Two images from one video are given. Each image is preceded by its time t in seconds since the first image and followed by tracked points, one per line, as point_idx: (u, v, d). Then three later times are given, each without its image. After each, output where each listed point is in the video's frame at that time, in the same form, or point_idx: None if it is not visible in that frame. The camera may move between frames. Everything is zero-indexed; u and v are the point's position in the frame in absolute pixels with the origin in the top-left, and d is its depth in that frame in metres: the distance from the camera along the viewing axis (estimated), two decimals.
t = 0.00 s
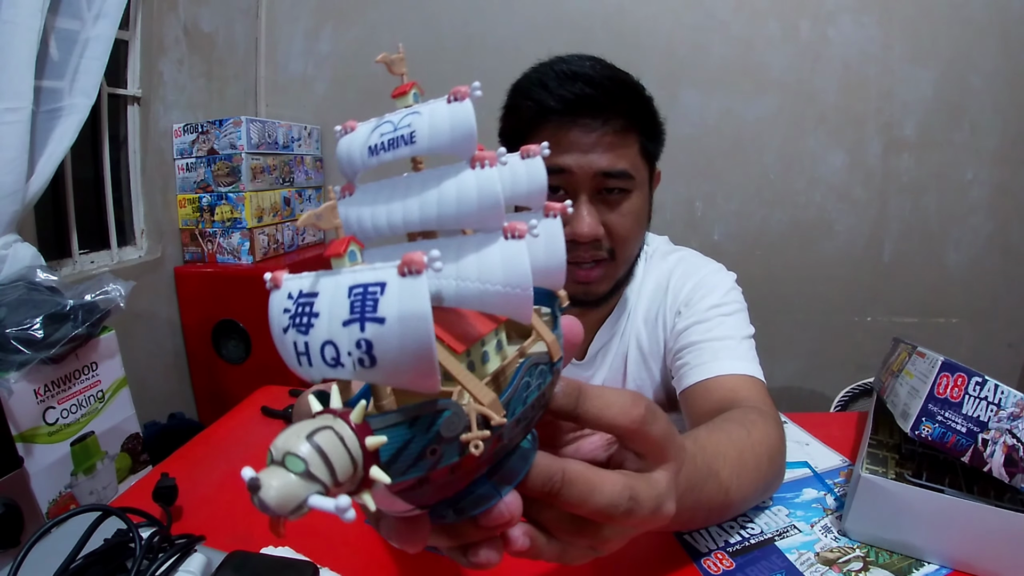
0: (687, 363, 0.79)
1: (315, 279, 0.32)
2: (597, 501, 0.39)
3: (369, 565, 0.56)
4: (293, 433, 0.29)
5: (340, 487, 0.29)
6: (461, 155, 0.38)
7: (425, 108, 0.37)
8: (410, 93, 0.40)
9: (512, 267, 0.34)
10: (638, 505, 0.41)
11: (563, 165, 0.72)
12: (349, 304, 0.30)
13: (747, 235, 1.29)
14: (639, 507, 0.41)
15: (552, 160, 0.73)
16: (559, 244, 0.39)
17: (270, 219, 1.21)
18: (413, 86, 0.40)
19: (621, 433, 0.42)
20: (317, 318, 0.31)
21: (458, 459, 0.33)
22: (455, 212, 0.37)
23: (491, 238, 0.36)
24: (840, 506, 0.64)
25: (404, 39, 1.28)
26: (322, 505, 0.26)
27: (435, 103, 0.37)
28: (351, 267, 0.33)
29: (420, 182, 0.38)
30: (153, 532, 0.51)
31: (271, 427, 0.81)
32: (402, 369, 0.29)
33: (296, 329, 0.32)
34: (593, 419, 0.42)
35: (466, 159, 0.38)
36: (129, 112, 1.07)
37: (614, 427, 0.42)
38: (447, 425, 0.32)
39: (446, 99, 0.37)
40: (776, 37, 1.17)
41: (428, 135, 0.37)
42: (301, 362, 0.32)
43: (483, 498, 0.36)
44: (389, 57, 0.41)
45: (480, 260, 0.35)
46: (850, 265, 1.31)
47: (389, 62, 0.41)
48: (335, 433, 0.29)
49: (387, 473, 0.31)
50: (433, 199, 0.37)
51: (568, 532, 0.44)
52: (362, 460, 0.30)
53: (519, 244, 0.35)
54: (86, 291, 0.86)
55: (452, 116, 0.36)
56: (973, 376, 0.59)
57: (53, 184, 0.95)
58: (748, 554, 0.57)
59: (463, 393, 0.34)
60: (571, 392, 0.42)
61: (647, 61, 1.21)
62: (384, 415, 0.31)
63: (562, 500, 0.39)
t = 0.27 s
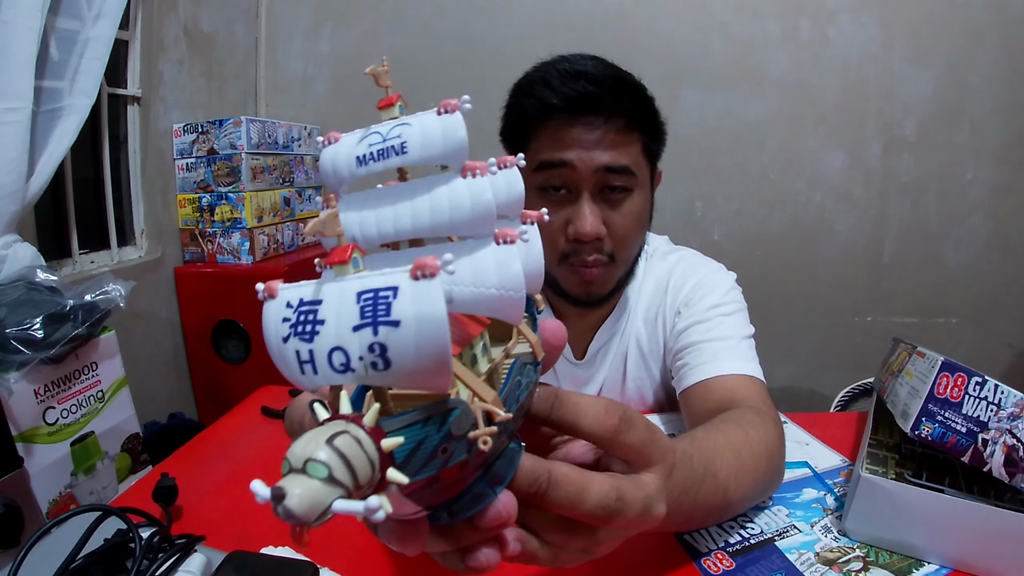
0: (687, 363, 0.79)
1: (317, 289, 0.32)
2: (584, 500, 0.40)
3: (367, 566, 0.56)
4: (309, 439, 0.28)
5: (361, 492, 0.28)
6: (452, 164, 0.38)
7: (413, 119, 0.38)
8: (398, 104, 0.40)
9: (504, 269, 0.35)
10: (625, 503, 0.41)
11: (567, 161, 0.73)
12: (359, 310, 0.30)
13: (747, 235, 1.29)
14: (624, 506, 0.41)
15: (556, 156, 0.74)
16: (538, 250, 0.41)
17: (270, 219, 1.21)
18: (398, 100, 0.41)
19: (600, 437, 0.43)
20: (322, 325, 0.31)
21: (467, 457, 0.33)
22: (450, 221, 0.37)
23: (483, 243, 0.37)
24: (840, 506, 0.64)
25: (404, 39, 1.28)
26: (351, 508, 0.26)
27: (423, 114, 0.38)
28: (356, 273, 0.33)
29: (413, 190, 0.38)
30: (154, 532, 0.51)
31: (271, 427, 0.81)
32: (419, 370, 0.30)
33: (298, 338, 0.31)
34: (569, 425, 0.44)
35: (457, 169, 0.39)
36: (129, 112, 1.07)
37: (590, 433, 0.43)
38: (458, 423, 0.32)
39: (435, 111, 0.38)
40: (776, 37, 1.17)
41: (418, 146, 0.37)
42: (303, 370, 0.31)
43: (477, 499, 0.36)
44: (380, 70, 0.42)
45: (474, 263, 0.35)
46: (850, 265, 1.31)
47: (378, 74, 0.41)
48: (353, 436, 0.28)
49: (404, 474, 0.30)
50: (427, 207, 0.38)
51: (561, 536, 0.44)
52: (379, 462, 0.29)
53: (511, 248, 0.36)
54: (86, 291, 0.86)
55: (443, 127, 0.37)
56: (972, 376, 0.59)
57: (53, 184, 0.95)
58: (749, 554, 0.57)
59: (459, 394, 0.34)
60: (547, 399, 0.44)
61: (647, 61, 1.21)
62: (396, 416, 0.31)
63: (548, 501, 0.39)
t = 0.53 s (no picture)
0: (688, 364, 0.79)
1: (334, 285, 0.32)
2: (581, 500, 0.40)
3: (367, 566, 0.56)
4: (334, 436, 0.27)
5: (391, 489, 0.27)
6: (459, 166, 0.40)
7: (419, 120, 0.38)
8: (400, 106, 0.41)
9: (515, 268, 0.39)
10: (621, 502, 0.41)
11: (572, 163, 0.73)
12: (381, 304, 0.30)
13: (747, 235, 1.29)
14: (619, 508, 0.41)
15: (561, 158, 0.74)
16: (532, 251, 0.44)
17: (270, 219, 1.21)
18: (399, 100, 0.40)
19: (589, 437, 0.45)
20: (341, 322, 0.31)
21: (483, 450, 0.33)
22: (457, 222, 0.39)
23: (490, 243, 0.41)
24: (840, 506, 0.64)
25: (404, 39, 1.28)
26: (388, 504, 0.26)
27: (430, 116, 0.39)
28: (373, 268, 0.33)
29: (423, 192, 0.39)
30: (153, 532, 0.51)
31: (271, 427, 0.81)
32: (444, 362, 0.30)
33: (312, 335, 0.31)
34: (558, 425, 0.45)
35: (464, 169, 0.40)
36: (129, 112, 1.07)
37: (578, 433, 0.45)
38: (476, 416, 0.32)
39: (442, 113, 0.39)
40: (776, 37, 1.17)
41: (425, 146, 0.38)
42: (319, 368, 0.31)
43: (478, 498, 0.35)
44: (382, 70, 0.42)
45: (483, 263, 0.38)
46: (850, 265, 1.31)
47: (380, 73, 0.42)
48: (379, 431, 0.27)
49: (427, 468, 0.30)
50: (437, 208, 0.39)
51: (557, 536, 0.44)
52: (405, 458, 0.28)
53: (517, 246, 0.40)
54: (86, 291, 0.86)
55: (453, 129, 0.38)
56: (973, 376, 0.59)
57: (53, 184, 0.95)
58: (748, 554, 0.57)
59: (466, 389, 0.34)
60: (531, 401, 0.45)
61: (647, 61, 1.21)
62: (417, 412, 0.30)
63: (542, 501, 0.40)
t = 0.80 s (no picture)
0: (688, 364, 0.79)
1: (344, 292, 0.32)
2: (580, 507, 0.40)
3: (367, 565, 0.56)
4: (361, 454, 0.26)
5: (415, 502, 0.27)
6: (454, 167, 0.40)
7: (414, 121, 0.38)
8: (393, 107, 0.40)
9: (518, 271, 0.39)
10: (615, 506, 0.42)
11: (573, 164, 0.73)
12: (396, 312, 0.30)
13: (748, 235, 1.29)
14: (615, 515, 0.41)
15: (563, 159, 0.74)
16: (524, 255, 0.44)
17: (270, 219, 1.21)
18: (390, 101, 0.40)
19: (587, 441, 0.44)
20: (352, 332, 0.31)
21: (495, 456, 0.33)
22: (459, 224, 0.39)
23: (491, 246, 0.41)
24: (840, 506, 0.64)
25: (404, 39, 1.28)
26: (421, 517, 0.26)
27: (427, 117, 0.39)
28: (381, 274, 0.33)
29: (422, 193, 0.39)
30: (153, 532, 0.51)
31: (272, 427, 0.81)
32: (461, 368, 0.30)
33: (320, 345, 0.31)
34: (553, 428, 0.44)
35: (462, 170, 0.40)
36: (129, 112, 1.07)
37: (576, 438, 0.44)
38: (491, 422, 0.32)
39: (440, 115, 0.39)
40: (776, 37, 1.17)
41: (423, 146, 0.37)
42: (327, 378, 0.31)
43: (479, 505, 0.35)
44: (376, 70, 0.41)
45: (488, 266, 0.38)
46: (850, 265, 1.31)
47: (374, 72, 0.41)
48: (400, 442, 0.27)
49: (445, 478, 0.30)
50: (438, 208, 0.38)
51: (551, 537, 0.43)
52: (426, 468, 0.28)
53: (518, 248, 0.41)
54: (86, 291, 0.86)
55: (452, 131, 0.38)
56: (972, 376, 0.59)
57: (53, 183, 0.95)
58: (749, 554, 0.57)
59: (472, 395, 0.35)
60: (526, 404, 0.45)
61: (647, 61, 1.21)
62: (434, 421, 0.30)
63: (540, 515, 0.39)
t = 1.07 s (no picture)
0: (689, 364, 0.79)
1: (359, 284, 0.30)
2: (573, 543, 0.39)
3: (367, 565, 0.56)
4: (405, 437, 0.25)
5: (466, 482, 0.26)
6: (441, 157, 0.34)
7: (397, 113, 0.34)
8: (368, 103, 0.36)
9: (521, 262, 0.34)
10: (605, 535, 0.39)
11: (574, 164, 0.73)
12: (415, 298, 0.29)
13: (747, 235, 1.29)
14: (606, 545, 0.39)
15: (564, 159, 0.73)
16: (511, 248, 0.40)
17: (270, 219, 1.21)
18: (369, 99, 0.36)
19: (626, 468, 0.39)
20: (371, 324, 0.29)
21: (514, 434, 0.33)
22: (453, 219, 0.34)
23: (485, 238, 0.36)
24: (840, 506, 0.64)
25: (404, 39, 1.28)
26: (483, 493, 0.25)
27: (409, 109, 0.34)
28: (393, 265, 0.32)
29: (407, 186, 0.33)
30: (154, 532, 0.51)
31: (272, 427, 0.81)
32: (486, 349, 0.30)
33: (338, 343, 0.30)
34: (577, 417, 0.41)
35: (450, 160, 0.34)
36: (129, 112, 1.07)
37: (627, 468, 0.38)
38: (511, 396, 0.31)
39: (418, 108, 0.34)
40: (776, 37, 1.17)
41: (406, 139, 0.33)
42: (351, 376, 0.30)
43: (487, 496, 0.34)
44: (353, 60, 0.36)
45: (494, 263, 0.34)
46: (850, 265, 1.31)
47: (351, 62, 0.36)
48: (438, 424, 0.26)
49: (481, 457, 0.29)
50: (427, 198, 0.33)
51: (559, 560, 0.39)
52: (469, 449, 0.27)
53: (508, 233, 0.35)
54: (86, 291, 0.86)
55: (437, 124, 0.33)
56: (973, 376, 0.59)
57: (53, 183, 0.95)
58: (749, 554, 0.57)
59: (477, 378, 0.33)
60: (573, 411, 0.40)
61: (647, 61, 1.21)
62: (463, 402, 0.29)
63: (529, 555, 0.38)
